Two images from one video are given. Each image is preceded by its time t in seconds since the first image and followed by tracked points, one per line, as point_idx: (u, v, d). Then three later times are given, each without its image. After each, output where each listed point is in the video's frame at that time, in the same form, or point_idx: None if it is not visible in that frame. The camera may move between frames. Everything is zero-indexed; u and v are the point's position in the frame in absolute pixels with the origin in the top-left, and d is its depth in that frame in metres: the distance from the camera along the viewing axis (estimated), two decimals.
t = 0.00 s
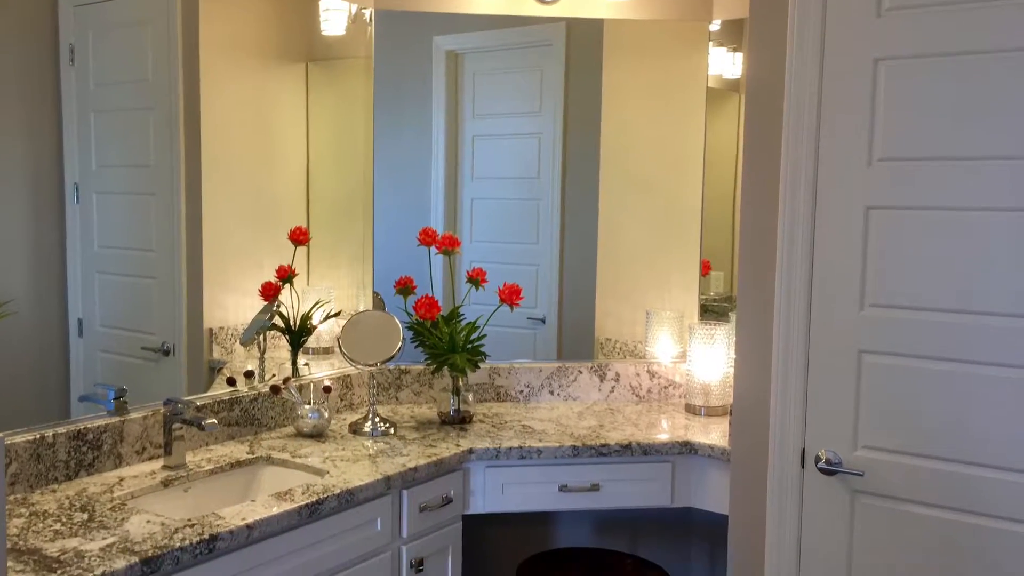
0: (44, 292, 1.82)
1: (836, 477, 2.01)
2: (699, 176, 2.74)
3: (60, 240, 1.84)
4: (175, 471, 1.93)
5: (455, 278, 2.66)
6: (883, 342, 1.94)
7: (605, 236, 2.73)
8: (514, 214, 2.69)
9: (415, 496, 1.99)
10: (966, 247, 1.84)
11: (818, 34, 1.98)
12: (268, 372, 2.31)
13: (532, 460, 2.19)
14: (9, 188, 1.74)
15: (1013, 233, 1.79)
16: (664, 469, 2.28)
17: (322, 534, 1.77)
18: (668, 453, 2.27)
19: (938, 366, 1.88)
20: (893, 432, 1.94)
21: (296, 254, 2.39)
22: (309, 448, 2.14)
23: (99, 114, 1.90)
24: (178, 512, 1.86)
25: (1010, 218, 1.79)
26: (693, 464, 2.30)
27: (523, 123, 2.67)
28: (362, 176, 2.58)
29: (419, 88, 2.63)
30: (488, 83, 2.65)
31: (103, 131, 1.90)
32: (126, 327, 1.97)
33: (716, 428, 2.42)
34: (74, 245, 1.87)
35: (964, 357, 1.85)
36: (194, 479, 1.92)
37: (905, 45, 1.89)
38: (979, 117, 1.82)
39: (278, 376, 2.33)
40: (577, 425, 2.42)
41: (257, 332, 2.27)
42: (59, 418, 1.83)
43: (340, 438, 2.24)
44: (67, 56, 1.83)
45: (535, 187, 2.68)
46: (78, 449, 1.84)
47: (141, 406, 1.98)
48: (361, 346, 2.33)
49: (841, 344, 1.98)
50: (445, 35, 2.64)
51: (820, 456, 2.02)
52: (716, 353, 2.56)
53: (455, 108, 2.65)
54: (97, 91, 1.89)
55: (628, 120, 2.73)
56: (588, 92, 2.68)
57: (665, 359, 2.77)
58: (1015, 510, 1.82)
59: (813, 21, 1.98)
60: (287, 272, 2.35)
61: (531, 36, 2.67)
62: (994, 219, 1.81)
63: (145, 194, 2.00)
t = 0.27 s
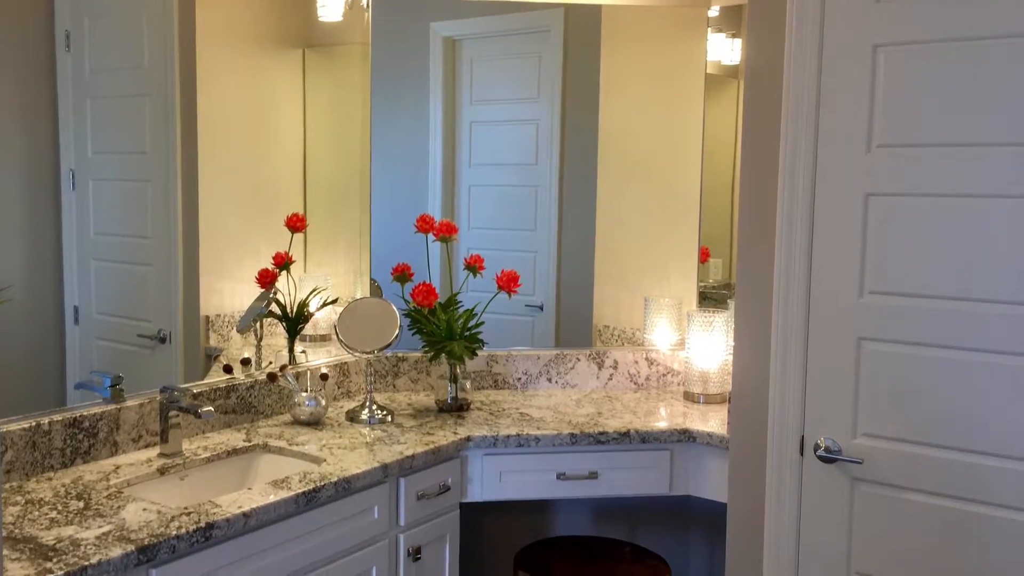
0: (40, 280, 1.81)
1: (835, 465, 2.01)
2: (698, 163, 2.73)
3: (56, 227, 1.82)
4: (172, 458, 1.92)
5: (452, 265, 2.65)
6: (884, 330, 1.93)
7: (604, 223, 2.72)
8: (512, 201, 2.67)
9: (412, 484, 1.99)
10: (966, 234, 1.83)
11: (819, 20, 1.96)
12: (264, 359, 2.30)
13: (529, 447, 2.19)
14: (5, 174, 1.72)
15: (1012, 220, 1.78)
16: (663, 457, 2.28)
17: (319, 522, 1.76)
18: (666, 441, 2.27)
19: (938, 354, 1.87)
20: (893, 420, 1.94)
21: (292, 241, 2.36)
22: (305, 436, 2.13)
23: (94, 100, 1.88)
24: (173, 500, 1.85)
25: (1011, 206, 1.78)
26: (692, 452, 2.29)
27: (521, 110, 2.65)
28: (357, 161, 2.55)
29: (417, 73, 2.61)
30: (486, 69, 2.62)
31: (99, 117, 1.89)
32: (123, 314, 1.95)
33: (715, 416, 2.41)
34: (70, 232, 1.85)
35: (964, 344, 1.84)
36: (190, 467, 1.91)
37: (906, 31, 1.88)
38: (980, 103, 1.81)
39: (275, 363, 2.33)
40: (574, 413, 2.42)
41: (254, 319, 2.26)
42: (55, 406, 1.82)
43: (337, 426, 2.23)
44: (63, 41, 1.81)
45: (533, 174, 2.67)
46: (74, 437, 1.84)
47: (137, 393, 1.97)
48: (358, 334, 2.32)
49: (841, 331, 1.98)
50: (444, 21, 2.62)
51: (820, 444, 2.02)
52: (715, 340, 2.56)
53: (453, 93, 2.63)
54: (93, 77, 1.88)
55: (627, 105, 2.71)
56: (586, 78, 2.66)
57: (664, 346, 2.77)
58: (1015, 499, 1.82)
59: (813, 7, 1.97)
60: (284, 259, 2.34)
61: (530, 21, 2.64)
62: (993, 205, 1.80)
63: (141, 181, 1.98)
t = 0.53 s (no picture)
0: (36, 267, 1.80)
1: (834, 453, 2.00)
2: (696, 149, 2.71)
3: (51, 214, 1.82)
4: (168, 446, 1.91)
5: (450, 251, 2.64)
6: (883, 317, 1.92)
7: (602, 210, 2.70)
8: (510, 188, 2.66)
9: (409, 472, 1.98)
10: (965, 221, 1.83)
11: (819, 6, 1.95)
12: (261, 347, 2.29)
13: (527, 435, 2.18)
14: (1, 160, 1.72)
15: (1012, 207, 1.77)
16: (661, 445, 2.27)
17: (316, 510, 1.76)
18: (665, 429, 2.26)
19: (937, 341, 1.87)
20: (892, 408, 1.94)
21: (290, 228, 2.34)
22: (302, 424, 2.12)
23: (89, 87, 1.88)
24: (170, 488, 1.85)
25: (1010, 192, 1.78)
26: (690, 440, 2.28)
27: (519, 97, 2.64)
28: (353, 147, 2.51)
29: (414, 60, 2.59)
30: (484, 56, 2.61)
31: (94, 103, 1.89)
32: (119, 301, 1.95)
33: (714, 403, 2.41)
34: (65, 220, 1.84)
35: (962, 332, 1.84)
36: (186, 455, 1.91)
37: (906, 17, 1.86)
38: (980, 90, 1.80)
39: (272, 351, 2.31)
40: (573, 400, 2.41)
41: (251, 307, 2.23)
42: (50, 393, 1.81)
43: (334, 414, 2.23)
44: (59, 29, 1.81)
45: (531, 161, 2.65)
46: (70, 424, 1.83)
47: (133, 380, 1.96)
48: (356, 322, 2.31)
49: (840, 319, 1.97)
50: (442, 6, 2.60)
51: (819, 432, 2.01)
52: (714, 327, 2.56)
53: (450, 80, 2.61)
54: (89, 63, 1.88)
55: (625, 92, 2.69)
56: (585, 64, 2.65)
57: (661, 334, 2.76)
58: (1015, 487, 1.82)
59: None
60: (281, 246, 2.32)
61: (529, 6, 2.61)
62: (993, 192, 1.79)
63: (136, 168, 1.98)
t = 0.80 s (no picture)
0: (31, 254, 1.79)
1: (833, 441, 2.00)
2: (694, 136, 2.69)
3: (47, 201, 1.81)
4: (165, 434, 1.91)
5: (448, 239, 2.63)
6: (883, 305, 1.91)
7: (601, 198, 2.69)
8: (507, 175, 2.64)
9: (406, 460, 1.98)
10: (965, 209, 1.82)
11: None
12: (258, 334, 2.28)
13: (525, 423, 2.18)
14: None
15: (1013, 194, 1.77)
16: (660, 433, 2.27)
17: (312, 499, 1.75)
18: (663, 416, 2.26)
19: (937, 329, 1.86)
20: (891, 396, 1.93)
21: (286, 215, 2.33)
22: (299, 411, 2.12)
23: (85, 74, 1.86)
24: (167, 477, 1.85)
25: (1011, 180, 1.77)
26: (688, 428, 2.28)
27: (517, 83, 2.62)
28: (350, 134, 2.48)
29: (411, 46, 2.57)
30: (482, 41, 2.59)
31: (90, 90, 1.87)
32: (115, 289, 1.93)
33: (712, 391, 2.40)
34: (60, 207, 1.83)
35: (962, 320, 1.83)
36: (183, 443, 1.90)
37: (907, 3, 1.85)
38: (981, 77, 1.78)
39: (269, 338, 2.30)
40: (571, 388, 2.41)
41: (248, 294, 2.23)
42: (46, 381, 1.80)
43: (331, 402, 2.22)
44: (55, 16, 1.80)
45: (530, 148, 2.63)
46: (66, 412, 1.82)
47: (130, 368, 1.95)
48: (354, 311, 2.30)
49: (839, 307, 1.96)
50: None
51: (818, 420, 2.01)
52: (712, 315, 2.55)
53: (448, 66, 2.59)
54: (85, 50, 1.86)
55: (624, 78, 2.67)
56: (582, 50, 2.63)
57: (660, 321, 2.76)
58: (1016, 474, 1.81)
59: None
60: (277, 233, 2.30)
61: None
62: (994, 180, 1.78)
63: (132, 155, 1.96)
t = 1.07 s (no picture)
0: (27, 242, 1.77)
1: (832, 429, 1.99)
2: (692, 122, 2.67)
3: (44, 189, 1.79)
4: (161, 422, 1.90)
5: (447, 227, 2.62)
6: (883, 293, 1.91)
7: (599, 186, 2.68)
8: (505, 162, 2.62)
9: (403, 448, 1.98)
10: (966, 196, 1.81)
11: None
12: (254, 322, 2.27)
13: (523, 411, 2.17)
14: None
15: (1013, 181, 1.76)
16: (658, 421, 2.27)
17: (309, 487, 1.75)
18: (661, 404, 2.25)
19: (937, 317, 1.86)
20: (890, 384, 1.93)
21: (283, 202, 2.31)
22: (296, 399, 2.11)
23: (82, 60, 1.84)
24: (163, 465, 1.84)
25: (1011, 166, 1.76)
26: (687, 416, 2.27)
27: (516, 69, 2.60)
28: (348, 120, 2.46)
29: (408, 32, 2.55)
30: (480, 27, 2.58)
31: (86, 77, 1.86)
32: (111, 277, 1.92)
33: (710, 379, 2.40)
34: (56, 195, 1.82)
35: (962, 308, 1.83)
36: (179, 431, 1.89)
37: None
38: (981, 63, 1.77)
39: (266, 326, 2.29)
40: (569, 375, 2.40)
41: (244, 282, 2.21)
42: (42, 369, 1.79)
43: (328, 389, 2.21)
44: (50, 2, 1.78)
45: (528, 135, 2.62)
46: (62, 400, 1.81)
47: (126, 356, 1.94)
48: (351, 299, 2.29)
49: (839, 294, 1.95)
50: None
51: (816, 408, 2.00)
52: (710, 302, 2.54)
53: (445, 52, 2.58)
54: (81, 36, 1.84)
55: (623, 64, 2.65)
56: (580, 36, 2.61)
57: (658, 309, 2.75)
58: (1015, 463, 1.81)
59: None
60: (275, 221, 2.29)
61: None
62: (995, 167, 1.77)
63: (128, 142, 1.94)
